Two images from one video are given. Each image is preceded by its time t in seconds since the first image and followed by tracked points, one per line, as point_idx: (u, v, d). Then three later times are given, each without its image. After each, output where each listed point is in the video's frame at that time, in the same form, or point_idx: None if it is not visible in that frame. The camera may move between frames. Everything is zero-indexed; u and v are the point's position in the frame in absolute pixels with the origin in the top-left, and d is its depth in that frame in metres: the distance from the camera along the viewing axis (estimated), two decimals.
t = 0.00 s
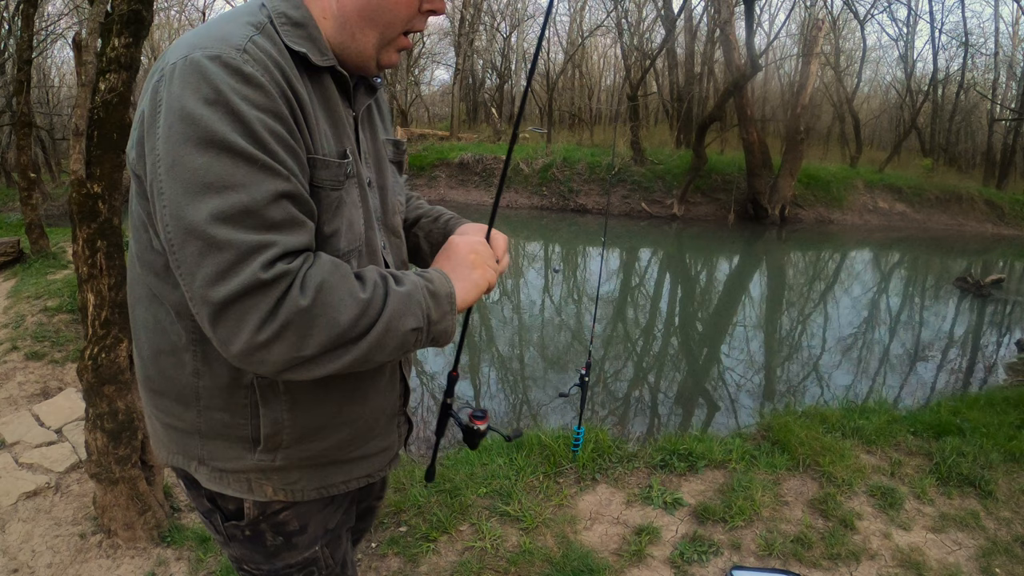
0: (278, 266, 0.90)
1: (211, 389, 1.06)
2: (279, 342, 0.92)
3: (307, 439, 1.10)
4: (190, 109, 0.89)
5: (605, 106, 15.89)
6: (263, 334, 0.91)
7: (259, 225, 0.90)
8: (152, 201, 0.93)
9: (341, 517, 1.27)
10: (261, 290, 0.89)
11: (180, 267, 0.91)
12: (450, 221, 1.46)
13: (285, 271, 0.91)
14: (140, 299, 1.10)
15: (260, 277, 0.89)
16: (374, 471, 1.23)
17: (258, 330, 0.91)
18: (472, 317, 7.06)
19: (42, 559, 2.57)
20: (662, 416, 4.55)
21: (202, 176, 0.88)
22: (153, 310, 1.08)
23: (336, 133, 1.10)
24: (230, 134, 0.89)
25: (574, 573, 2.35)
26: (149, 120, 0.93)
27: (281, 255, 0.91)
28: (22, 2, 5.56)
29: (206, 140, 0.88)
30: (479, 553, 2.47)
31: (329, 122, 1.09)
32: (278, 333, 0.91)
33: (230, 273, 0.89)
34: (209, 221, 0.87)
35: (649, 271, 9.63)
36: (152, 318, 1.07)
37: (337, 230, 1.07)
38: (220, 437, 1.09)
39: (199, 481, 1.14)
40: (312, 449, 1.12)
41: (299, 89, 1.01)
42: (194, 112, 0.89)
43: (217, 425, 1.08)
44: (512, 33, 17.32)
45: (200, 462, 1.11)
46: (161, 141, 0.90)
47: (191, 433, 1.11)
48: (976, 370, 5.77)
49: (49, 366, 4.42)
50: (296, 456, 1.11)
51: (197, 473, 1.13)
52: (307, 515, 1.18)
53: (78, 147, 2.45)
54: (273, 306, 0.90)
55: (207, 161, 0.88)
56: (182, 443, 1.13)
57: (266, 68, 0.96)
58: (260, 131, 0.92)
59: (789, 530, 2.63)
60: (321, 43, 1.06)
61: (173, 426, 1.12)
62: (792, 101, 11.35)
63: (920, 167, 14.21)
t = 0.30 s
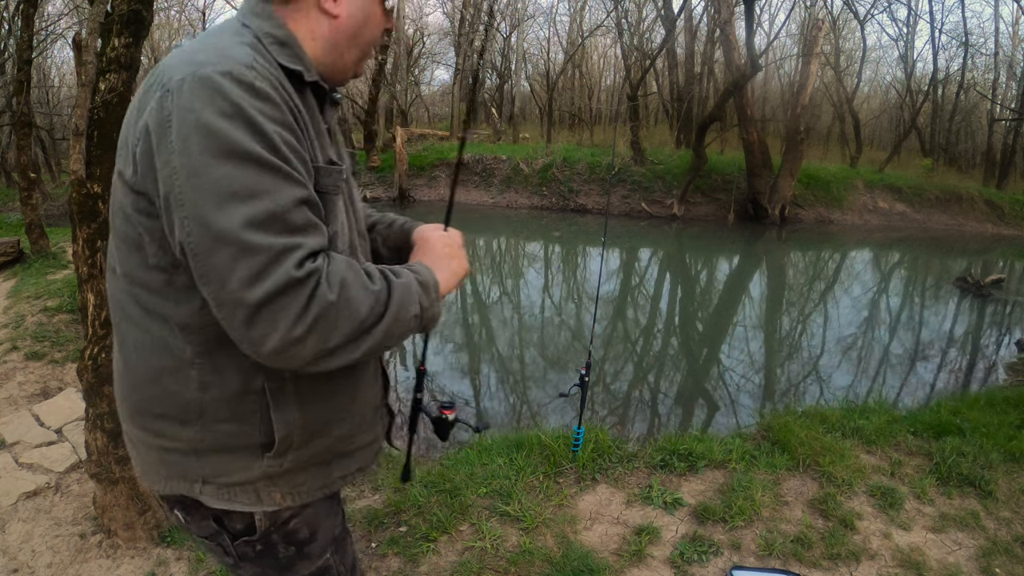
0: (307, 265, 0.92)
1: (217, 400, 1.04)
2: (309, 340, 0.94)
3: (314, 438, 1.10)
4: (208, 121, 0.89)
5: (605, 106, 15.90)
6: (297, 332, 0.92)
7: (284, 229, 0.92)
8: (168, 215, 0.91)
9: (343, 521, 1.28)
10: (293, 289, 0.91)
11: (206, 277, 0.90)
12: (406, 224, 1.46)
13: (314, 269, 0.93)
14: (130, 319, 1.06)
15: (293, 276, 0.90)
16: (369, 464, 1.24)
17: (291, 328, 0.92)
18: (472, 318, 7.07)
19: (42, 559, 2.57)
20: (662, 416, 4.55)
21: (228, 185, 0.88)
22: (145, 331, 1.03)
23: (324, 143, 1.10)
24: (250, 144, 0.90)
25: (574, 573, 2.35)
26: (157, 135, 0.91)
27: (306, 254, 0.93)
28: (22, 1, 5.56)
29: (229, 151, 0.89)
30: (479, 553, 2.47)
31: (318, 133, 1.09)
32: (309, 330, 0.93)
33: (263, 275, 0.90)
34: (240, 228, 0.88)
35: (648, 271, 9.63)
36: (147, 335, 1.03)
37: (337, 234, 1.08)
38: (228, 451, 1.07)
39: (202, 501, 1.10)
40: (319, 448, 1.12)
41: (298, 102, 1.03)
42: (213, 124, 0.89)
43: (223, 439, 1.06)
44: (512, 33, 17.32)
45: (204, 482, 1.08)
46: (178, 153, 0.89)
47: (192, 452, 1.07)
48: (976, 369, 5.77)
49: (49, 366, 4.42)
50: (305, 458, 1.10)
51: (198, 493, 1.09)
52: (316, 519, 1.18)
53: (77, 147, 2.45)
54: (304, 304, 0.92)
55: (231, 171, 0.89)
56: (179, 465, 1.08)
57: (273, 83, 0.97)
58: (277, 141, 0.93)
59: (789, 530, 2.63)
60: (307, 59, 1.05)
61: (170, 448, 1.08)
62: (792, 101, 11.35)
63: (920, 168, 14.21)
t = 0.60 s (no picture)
0: (306, 275, 0.97)
1: (211, 402, 1.03)
2: (314, 344, 0.99)
3: (303, 429, 1.14)
4: (203, 150, 0.90)
5: (605, 106, 15.91)
6: (306, 340, 0.97)
7: (284, 244, 0.95)
8: (167, 245, 0.91)
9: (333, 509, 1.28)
10: (299, 299, 0.96)
11: (215, 302, 0.91)
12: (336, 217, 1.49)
13: (312, 278, 0.98)
14: (110, 341, 1.03)
15: (299, 288, 0.95)
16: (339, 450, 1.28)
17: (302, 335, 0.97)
18: (472, 318, 7.07)
19: (42, 559, 2.57)
20: (662, 416, 4.55)
21: (231, 210, 0.91)
22: (131, 348, 1.02)
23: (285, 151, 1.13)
24: (245, 168, 0.93)
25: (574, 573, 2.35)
26: (147, 166, 0.90)
27: (303, 264, 0.98)
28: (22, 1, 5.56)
29: (227, 178, 0.91)
30: (479, 553, 2.47)
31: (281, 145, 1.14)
32: (315, 335, 0.99)
33: (272, 291, 0.93)
34: (249, 250, 0.91)
35: (648, 271, 9.64)
36: (131, 353, 1.02)
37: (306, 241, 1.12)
38: (224, 454, 1.06)
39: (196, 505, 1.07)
40: (305, 435, 1.15)
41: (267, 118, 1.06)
42: (209, 153, 0.90)
43: (219, 443, 1.05)
44: (512, 33, 17.32)
45: (200, 483, 1.06)
46: (174, 184, 0.89)
47: (185, 459, 1.05)
48: (976, 370, 5.78)
49: (49, 366, 4.42)
50: (294, 445, 1.13)
51: (191, 498, 1.07)
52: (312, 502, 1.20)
53: (77, 148, 2.45)
54: (309, 311, 0.97)
55: (231, 198, 0.91)
56: (172, 474, 1.06)
57: (251, 103, 0.99)
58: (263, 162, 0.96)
59: (789, 530, 2.63)
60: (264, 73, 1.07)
61: (160, 461, 1.05)
62: (792, 101, 11.34)
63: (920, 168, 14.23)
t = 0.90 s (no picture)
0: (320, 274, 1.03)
1: (211, 421, 1.05)
2: (331, 338, 1.06)
3: (287, 435, 1.19)
4: (221, 165, 0.92)
5: (605, 106, 15.89)
6: (327, 335, 1.04)
7: (299, 248, 1.01)
8: (187, 264, 0.92)
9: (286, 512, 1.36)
10: (320, 301, 1.02)
11: (245, 313, 0.95)
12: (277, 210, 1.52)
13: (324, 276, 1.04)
14: (104, 370, 1.00)
15: (319, 288, 1.01)
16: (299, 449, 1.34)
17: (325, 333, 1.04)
18: (472, 318, 7.07)
19: (42, 559, 2.56)
20: (662, 416, 4.55)
21: (254, 220, 0.94)
22: (129, 373, 1.00)
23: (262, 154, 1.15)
24: (259, 179, 0.96)
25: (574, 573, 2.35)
26: (161, 185, 0.90)
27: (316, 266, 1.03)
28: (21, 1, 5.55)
29: (246, 189, 0.94)
30: (479, 553, 2.47)
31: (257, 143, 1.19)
32: (333, 331, 1.05)
33: (300, 296, 0.98)
34: (275, 259, 0.94)
35: (648, 271, 9.64)
36: (127, 378, 1.00)
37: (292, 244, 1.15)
38: (223, 468, 1.09)
39: (192, 529, 1.09)
40: (289, 440, 1.20)
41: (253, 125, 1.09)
42: (226, 166, 0.92)
43: (217, 457, 1.07)
44: (512, 33, 17.31)
45: (199, 506, 1.08)
46: (196, 199, 0.90)
47: (186, 481, 1.06)
48: (976, 370, 5.77)
49: (49, 366, 4.41)
50: (281, 452, 1.18)
51: (188, 526, 1.08)
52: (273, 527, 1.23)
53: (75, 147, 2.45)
54: (327, 310, 1.04)
55: (253, 210, 0.94)
56: (170, 499, 1.06)
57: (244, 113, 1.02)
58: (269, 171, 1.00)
59: (789, 530, 2.63)
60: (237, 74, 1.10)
61: (158, 486, 1.05)
62: (793, 101, 11.34)
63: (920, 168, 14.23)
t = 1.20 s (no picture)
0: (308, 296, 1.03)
1: (192, 448, 1.03)
2: (323, 354, 1.07)
3: (267, 446, 1.17)
4: (197, 201, 0.89)
5: (604, 106, 15.90)
6: (320, 353, 1.06)
7: (285, 272, 1.00)
8: (173, 308, 0.91)
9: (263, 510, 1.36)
10: (311, 323, 1.02)
11: (237, 350, 0.94)
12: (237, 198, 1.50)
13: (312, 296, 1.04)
14: (81, 412, 0.98)
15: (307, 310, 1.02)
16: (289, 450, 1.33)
17: (319, 351, 1.05)
18: (472, 318, 7.08)
19: (42, 559, 2.56)
20: (662, 416, 4.55)
21: (238, 254, 0.92)
22: (106, 412, 0.98)
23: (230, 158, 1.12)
24: (239, 209, 0.94)
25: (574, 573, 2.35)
26: (134, 230, 0.87)
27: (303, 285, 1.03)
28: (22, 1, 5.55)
29: (227, 224, 0.92)
30: (479, 553, 2.47)
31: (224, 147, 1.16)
32: (325, 347, 1.07)
33: (291, 324, 0.99)
34: (264, 291, 0.94)
35: (648, 271, 9.64)
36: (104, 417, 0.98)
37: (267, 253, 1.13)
38: (206, 490, 1.08)
39: (179, 553, 1.08)
40: (269, 452, 1.18)
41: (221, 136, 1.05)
42: (204, 202, 0.90)
43: (201, 480, 1.06)
44: (512, 33, 17.31)
45: (185, 530, 1.07)
46: (174, 241, 0.88)
47: (171, 508, 1.05)
48: (976, 370, 5.77)
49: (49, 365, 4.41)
50: (263, 465, 1.17)
51: (174, 551, 1.07)
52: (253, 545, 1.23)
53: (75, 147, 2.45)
54: (319, 330, 1.05)
55: (237, 243, 0.92)
56: (154, 528, 1.05)
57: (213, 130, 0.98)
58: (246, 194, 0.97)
59: (789, 530, 2.63)
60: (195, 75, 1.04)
61: (141, 518, 1.03)
62: (793, 101, 11.35)
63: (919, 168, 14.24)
